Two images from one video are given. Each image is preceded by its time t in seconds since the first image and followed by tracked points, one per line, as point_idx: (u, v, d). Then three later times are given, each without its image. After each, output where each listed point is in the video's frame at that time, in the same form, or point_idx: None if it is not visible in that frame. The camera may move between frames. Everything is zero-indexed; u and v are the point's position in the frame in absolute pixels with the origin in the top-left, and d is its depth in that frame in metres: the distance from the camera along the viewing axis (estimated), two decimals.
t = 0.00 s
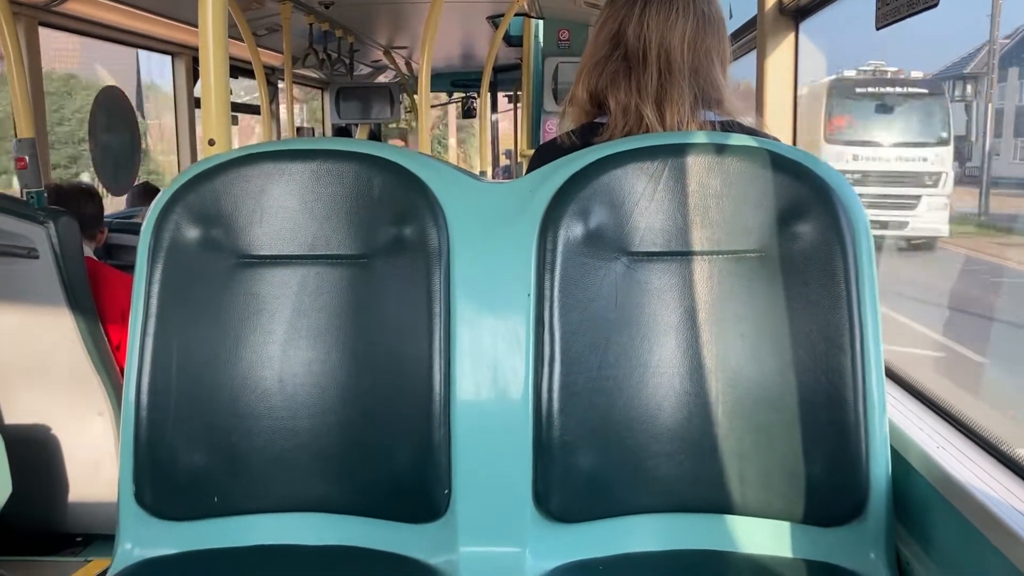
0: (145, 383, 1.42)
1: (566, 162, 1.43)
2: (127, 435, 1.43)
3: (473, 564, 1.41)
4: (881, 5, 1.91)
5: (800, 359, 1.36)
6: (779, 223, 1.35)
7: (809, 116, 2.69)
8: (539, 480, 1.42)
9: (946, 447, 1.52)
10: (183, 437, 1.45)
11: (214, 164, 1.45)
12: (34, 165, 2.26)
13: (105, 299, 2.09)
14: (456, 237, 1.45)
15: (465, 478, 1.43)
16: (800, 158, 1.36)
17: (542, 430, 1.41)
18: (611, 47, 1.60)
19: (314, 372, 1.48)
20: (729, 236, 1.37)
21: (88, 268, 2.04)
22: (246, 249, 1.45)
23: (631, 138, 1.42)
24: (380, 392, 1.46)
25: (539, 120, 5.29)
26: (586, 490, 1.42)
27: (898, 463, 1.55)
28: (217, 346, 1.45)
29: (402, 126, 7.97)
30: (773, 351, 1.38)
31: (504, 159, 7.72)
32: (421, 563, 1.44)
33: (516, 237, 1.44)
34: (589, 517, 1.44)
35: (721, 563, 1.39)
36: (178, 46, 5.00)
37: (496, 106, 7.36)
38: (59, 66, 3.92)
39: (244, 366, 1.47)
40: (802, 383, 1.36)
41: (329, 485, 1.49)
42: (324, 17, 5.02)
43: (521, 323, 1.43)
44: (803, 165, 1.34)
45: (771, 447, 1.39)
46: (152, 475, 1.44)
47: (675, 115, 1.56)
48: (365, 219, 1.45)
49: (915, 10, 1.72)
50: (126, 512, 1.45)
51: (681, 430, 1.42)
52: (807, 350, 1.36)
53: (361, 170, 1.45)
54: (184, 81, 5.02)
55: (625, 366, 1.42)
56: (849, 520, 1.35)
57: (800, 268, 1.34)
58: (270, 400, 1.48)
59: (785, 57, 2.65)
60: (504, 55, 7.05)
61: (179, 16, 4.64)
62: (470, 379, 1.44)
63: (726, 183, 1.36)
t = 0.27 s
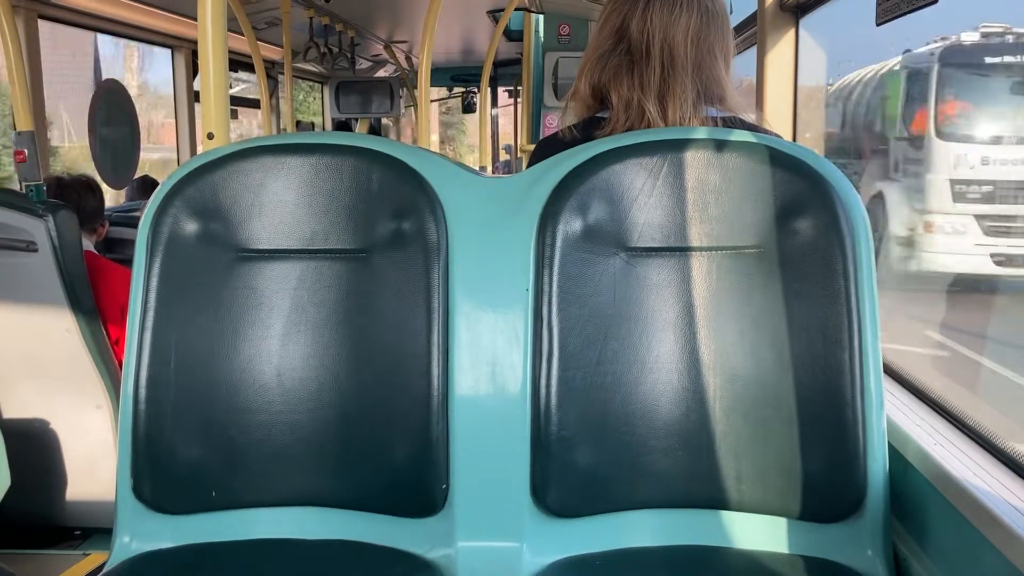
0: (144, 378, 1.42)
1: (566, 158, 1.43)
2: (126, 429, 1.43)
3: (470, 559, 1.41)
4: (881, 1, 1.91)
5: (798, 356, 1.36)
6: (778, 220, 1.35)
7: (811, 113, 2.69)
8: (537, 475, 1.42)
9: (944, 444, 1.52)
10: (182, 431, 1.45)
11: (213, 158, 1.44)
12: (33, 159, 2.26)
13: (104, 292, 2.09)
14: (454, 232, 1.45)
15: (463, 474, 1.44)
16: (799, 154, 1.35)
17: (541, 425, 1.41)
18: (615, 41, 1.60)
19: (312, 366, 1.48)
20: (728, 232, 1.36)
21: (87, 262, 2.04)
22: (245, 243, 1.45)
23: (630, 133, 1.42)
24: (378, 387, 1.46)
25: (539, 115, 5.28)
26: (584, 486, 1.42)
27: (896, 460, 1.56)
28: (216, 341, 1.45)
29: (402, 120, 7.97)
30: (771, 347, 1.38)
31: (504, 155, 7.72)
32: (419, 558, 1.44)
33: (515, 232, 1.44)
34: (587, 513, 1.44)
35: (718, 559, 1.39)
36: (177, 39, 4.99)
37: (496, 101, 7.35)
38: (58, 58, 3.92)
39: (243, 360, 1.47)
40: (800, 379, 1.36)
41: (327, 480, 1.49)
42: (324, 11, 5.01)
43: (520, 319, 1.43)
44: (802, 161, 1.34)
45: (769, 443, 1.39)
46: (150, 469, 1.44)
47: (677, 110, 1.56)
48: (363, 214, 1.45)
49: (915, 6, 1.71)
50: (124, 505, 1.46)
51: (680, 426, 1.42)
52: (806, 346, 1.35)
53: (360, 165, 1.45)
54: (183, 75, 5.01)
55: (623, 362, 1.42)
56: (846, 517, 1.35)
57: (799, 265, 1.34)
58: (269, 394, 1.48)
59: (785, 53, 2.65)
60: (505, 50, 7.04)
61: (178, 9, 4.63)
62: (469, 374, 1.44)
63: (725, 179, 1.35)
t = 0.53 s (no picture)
0: (140, 376, 1.41)
1: (564, 158, 1.42)
2: (122, 427, 1.43)
3: (467, 559, 1.41)
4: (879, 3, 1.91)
5: (796, 357, 1.36)
6: (776, 221, 1.35)
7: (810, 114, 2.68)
8: (534, 476, 1.42)
9: (941, 446, 1.52)
10: (178, 430, 1.44)
11: (210, 156, 1.44)
12: (31, 157, 2.26)
13: (101, 291, 2.09)
14: (452, 232, 1.45)
15: (460, 473, 1.43)
16: (797, 155, 1.35)
17: (537, 425, 1.41)
18: (614, 40, 1.60)
19: (309, 365, 1.48)
20: (726, 233, 1.36)
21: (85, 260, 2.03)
22: (242, 242, 1.45)
23: (628, 134, 1.42)
24: (375, 386, 1.46)
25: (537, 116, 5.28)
26: (581, 487, 1.42)
27: (892, 462, 1.56)
28: (213, 339, 1.45)
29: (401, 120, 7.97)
30: (769, 348, 1.38)
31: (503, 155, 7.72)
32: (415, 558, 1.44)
33: (512, 233, 1.44)
34: (585, 513, 1.44)
35: (715, 560, 1.39)
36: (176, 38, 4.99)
37: (496, 101, 7.36)
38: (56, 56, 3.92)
39: (240, 359, 1.46)
40: (798, 380, 1.36)
41: (324, 480, 1.49)
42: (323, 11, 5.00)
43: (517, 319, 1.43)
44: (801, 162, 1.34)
45: (766, 444, 1.39)
46: (146, 468, 1.43)
47: (676, 109, 1.56)
48: (361, 213, 1.45)
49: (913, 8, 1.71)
50: (120, 504, 1.45)
51: (677, 427, 1.42)
52: (804, 347, 1.35)
53: (358, 164, 1.45)
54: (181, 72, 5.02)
55: (621, 362, 1.41)
56: (843, 518, 1.35)
57: (797, 266, 1.34)
58: (265, 393, 1.47)
59: (784, 54, 2.65)
60: (504, 51, 7.04)
61: (177, 7, 4.63)
62: (466, 374, 1.44)
63: (723, 180, 1.35)
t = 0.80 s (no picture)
0: (141, 378, 1.41)
1: (565, 159, 1.42)
2: (123, 429, 1.43)
3: (467, 561, 1.41)
4: (881, 5, 1.91)
5: (796, 359, 1.36)
6: (777, 223, 1.35)
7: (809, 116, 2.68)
8: (534, 478, 1.42)
9: (942, 448, 1.52)
10: (178, 432, 1.44)
11: (211, 158, 1.44)
12: (31, 158, 2.25)
13: (101, 293, 2.08)
14: (452, 234, 1.45)
15: (460, 475, 1.43)
16: (798, 157, 1.35)
17: (538, 427, 1.41)
18: (617, 43, 1.60)
19: (310, 367, 1.48)
20: (727, 235, 1.37)
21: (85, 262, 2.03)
22: (242, 244, 1.45)
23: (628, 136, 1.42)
24: (376, 388, 1.46)
25: (537, 117, 5.29)
26: (581, 488, 1.42)
27: (894, 464, 1.56)
28: (213, 341, 1.45)
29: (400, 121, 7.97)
30: (769, 349, 1.38)
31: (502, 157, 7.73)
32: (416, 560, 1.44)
33: (513, 234, 1.44)
34: (584, 515, 1.44)
35: (716, 562, 1.39)
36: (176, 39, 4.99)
37: (495, 102, 7.36)
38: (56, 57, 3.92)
39: (241, 361, 1.46)
40: (798, 383, 1.36)
41: (324, 481, 1.49)
42: (323, 12, 5.00)
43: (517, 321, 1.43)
44: (802, 164, 1.34)
45: (766, 446, 1.39)
46: (146, 470, 1.43)
47: (677, 113, 1.56)
48: (362, 215, 1.45)
49: (915, 10, 1.72)
50: (120, 506, 1.45)
51: (678, 429, 1.42)
52: (804, 349, 1.35)
53: (358, 166, 1.45)
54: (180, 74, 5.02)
55: (621, 364, 1.42)
56: (844, 520, 1.35)
57: (797, 268, 1.34)
58: (266, 395, 1.47)
59: (784, 56, 2.65)
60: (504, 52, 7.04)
61: (176, 9, 4.63)
62: (466, 376, 1.44)
63: (724, 182, 1.36)
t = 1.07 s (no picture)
0: (140, 380, 1.41)
1: (564, 160, 1.42)
2: (122, 430, 1.42)
3: (468, 562, 1.41)
4: (880, 5, 1.91)
5: (796, 360, 1.36)
6: (776, 224, 1.35)
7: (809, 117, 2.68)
8: (534, 479, 1.42)
9: (942, 449, 1.52)
10: (178, 433, 1.44)
11: (211, 159, 1.44)
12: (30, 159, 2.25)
13: (101, 294, 2.08)
14: (452, 235, 1.45)
15: (460, 477, 1.43)
16: (798, 158, 1.35)
17: (538, 428, 1.41)
18: (615, 43, 1.60)
19: (310, 368, 1.48)
20: (727, 236, 1.37)
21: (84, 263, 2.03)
22: (242, 245, 1.45)
23: (628, 137, 1.42)
24: (376, 389, 1.46)
25: (536, 118, 5.29)
26: (582, 490, 1.42)
27: (894, 464, 1.56)
28: (213, 342, 1.45)
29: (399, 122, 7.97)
30: (769, 350, 1.38)
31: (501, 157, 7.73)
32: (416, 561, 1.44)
33: (513, 235, 1.44)
34: (584, 516, 1.44)
35: (715, 563, 1.39)
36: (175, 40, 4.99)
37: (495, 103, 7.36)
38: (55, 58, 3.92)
39: (241, 362, 1.46)
40: (798, 383, 1.36)
41: (324, 483, 1.49)
42: (323, 13, 5.00)
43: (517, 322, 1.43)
44: (802, 165, 1.34)
45: (766, 447, 1.39)
46: (146, 471, 1.43)
47: (676, 114, 1.56)
48: (361, 217, 1.45)
49: (914, 11, 1.72)
50: (120, 508, 1.45)
51: (678, 430, 1.42)
52: (804, 350, 1.35)
53: (358, 167, 1.45)
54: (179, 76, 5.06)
55: (621, 365, 1.42)
56: (844, 521, 1.35)
57: (797, 269, 1.34)
58: (266, 396, 1.47)
59: (783, 56, 2.65)
60: (503, 53, 7.04)
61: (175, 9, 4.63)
62: (467, 377, 1.44)
63: (723, 183, 1.36)
